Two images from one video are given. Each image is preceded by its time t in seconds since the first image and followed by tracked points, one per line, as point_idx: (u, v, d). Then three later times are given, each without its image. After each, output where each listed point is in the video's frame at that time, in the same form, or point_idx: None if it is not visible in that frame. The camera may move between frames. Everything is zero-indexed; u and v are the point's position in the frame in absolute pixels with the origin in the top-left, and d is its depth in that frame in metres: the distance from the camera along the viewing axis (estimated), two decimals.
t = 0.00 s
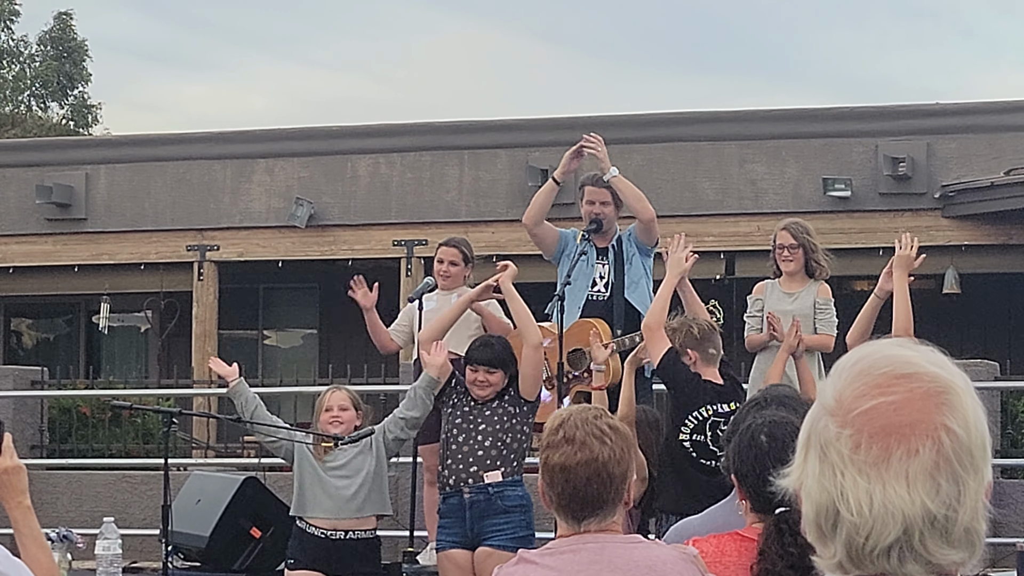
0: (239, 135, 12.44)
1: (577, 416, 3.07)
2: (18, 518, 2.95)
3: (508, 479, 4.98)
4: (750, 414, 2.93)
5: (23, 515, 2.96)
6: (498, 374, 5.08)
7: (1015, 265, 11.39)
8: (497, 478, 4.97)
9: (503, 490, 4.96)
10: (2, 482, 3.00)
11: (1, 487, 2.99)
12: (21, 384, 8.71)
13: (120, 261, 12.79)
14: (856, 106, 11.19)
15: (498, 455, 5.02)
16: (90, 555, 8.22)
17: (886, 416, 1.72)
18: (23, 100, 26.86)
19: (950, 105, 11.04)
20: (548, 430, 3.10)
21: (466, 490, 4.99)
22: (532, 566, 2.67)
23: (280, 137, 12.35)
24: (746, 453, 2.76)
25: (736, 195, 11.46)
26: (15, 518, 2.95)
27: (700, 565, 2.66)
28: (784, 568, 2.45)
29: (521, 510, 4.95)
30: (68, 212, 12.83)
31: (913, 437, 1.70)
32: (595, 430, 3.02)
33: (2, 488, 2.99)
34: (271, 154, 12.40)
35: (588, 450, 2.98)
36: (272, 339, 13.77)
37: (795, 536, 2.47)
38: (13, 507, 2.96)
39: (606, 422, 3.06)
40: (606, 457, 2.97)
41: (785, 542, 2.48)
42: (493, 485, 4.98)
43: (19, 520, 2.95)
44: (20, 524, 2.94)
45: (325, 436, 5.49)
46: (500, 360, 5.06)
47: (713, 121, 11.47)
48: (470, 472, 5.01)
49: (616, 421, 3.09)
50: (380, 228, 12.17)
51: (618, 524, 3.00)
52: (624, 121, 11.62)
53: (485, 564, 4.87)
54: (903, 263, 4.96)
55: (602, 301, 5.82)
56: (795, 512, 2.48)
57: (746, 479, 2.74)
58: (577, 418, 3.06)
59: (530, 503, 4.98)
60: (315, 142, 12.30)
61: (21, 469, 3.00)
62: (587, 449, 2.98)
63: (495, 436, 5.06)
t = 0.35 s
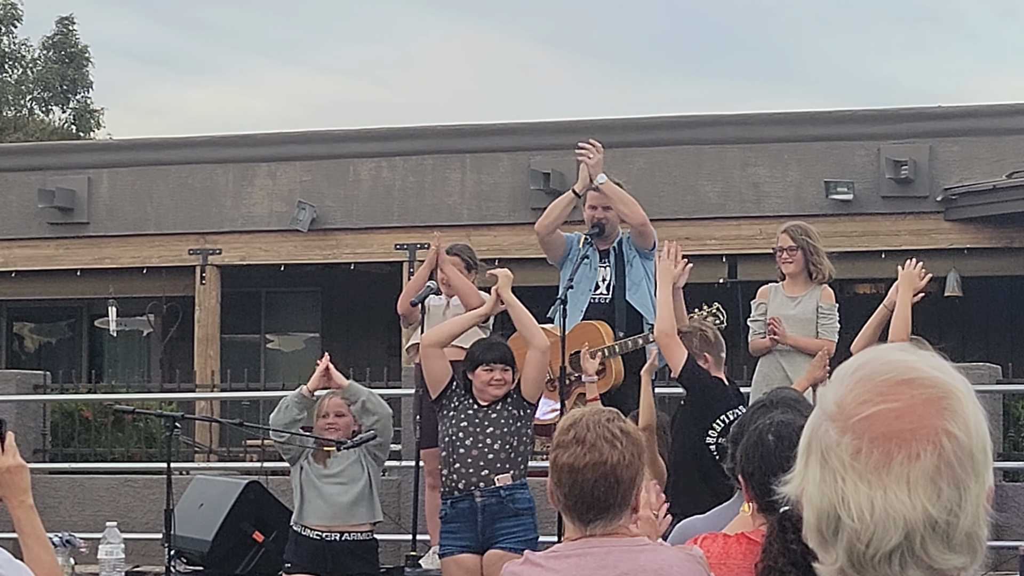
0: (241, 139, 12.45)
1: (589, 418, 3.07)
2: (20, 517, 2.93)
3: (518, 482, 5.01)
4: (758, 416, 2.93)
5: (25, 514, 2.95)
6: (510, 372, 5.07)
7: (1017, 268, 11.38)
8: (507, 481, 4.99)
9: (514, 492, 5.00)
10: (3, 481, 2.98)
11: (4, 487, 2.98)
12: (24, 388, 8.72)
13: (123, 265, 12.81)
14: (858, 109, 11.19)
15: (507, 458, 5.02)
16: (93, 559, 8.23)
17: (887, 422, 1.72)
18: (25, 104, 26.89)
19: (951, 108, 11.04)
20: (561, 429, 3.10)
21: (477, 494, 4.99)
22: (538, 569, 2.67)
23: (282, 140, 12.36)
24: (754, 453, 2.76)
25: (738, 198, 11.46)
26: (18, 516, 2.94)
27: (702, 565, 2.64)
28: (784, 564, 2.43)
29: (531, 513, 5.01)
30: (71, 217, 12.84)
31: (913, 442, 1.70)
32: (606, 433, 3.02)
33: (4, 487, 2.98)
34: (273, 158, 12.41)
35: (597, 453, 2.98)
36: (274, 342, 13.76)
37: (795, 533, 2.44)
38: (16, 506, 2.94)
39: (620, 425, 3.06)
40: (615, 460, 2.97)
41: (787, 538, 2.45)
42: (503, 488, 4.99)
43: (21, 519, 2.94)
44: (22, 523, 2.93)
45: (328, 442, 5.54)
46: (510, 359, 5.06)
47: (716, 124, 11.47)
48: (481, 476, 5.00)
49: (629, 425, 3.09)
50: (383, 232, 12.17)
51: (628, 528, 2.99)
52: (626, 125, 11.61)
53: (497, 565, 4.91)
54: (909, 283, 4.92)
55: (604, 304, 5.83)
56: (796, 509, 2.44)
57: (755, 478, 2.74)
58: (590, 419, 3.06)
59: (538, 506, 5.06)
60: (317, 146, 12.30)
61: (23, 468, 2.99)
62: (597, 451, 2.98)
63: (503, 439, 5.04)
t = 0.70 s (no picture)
0: (244, 141, 12.46)
1: (593, 416, 3.07)
2: (24, 516, 2.93)
3: (521, 482, 5.01)
4: (760, 416, 2.94)
5: (29, 512, 2.94)
6: (506, 371, 5.08)
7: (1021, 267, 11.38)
8: (511, 482, 5.00)
9: (517, 493, 5.00)
10: (7, 479, 2.98)
11: (7, 485, 2.97)
12: (27, 390, 8.73)
13: (126, 266, 12.82)
14: (861, 110, 11.18)
15: (511, 459, 5.03)
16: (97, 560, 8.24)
17: (906, 419, 1.70)
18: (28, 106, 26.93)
19: (954, 108, 11.03)
20: (564, 428, 3.10)
21: (482, 495, 4.99)
22: (545, 571, 2.67)
23: (285, 142, 12.36)
24: (757, 454, 2.75)
25: (740, 199, 11.46)
26: (21, 513, 2.94)
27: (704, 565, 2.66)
28: (796, 565, 2.45)
29: (534, 514, 5.01)
30: (74, 219, 12.86)
31: (933, 438, 1.69)
32: (610, 431, 3.01)
33: (8, 486, 2.98)
34: (276, 159, 12.42)
35: (600, 451, 2.97)
36: (278, 344, 13.77)
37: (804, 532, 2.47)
38: (19, 504, 2.94)
39: (624, 423, 3.06)
40: (618, 458, 2.97)
41: (796, 539, 2.47)
42: (507, 488, 4.99)
43: (26, 518, 2.93)
44: (26, 523, 2.92)
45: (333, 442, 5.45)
46: (509, 359, 5.09)
47: (718, 125, 11.47)
48: (485, 476, 5.00)
49: (632, 423, 3.09)
50: (386, 233, 12.18)
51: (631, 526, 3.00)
52: (628, 126, 11.62)
53: (501, 564, 4.89)
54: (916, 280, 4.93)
55: (608, 304, 5.83)
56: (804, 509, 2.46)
57: (758, 480, 2.73)
58: (593, 417, 3.06)
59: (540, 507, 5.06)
60: (319, 147, 12.30)
61: (27, 467, 2.99)
62: (599, 449, 2.98)
63: (506, 440, 5.06)
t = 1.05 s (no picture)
0: (245, 143, 12.47)
1: (589, 420, 3.08)
2: (24, 515, 2.93)
3: (509, 483, 5.00)
4: (760, 419, 2.95)
5: (29, 511, 2.94)
6: (496, 371, 5.07)
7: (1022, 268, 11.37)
8: (497, 482, 4.98)
9: (504, 493, 4.98)
10: (6, 479, 2.97)
11: (7, 485, 2.97)
12: (29, 393, 8.73)
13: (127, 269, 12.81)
14: (862, 111, 11.19)
15: (498, 460, 5.02)
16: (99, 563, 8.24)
17: (911, 417, 1.70)
18: (29, 109, 26.96)
19: (955, 110, 11.03)
20: (561, 433, 3.11)
21: (467, 495, 5.00)
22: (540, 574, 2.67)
23: (286, 144, 12.37)
24: (765, 455, 2.76)
25: (742, 201, 11.45)
26: (21, 513, 2.93)
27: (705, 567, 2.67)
28: (810, 565, 2.46)
29: (521, 513, 4.99)
30: (75, 221, 12.86)
31: (937, 436, 1.69)
32: (606, 434, 3.02)
33: (8, 485, 2.97)
34: (277, 162, 12.42)
35: (598, 454, 2.98)
36: (279, 346, 13.77)
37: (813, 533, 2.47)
38: (19, 504, 2.94)
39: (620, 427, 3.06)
40: (616, 461, 2.97)
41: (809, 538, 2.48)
42: (492, 488, 4.98)
43: (26, 517, 2.93)
44: (26, 522, 2.92)
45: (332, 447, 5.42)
46: (499, 359, 5.07)
47: (719, 127, 11.47)
48: (470, 477, 5.01)
49: (628, 426, 3.09)
50: (387, 235, 12.18)
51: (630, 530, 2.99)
52: (630, 128, 11.62)
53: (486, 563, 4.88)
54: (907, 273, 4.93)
55: (609, 307, 5.85)
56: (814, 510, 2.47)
57: (766, 481, 2.74)
58: (589, 422, 3.07)
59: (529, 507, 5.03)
60: (320, 149, 12.31)
61: (27, 467, 2.99)
62: (598, 452, 2.98)
63: (494, 441, 5.05)
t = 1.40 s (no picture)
0: (247, 145, 12.47)
1: (586, 423, 3.08)
2: (26, 511, 2.93)
3: (497, 482, 5.01)
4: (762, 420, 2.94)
5: (32, 507, 2.94)
6: (485, 375, 5.05)
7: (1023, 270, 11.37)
8: (484, 481, 4.98)
9: (492, 491, 5.00)
10: (9, 474, 2.97)
11: (10, 481, 2.96)
12: (31, 395, 8.74)
13: (129, 271, 12.81)
14: (864, 113, 11.18)
15: (486, 459, 5.02)
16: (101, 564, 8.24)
17: (908, 420, 1.70)
18: (32, 110, 27.02)
19: (957, 111, 11.03)
20: (558, 436, 3.11)
21: (455, 495, 5.03)
22: None
23: (288, 146, 12.37)
24: (763, 456, 2.74)
25: (743, 202, 11.45)
26: (25, 510, 2.94)
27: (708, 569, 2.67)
28: (809, 568, 2.45)
29: (509, 511, 4.99)
30: (77, 223, 12.87)
31: (933, 440, 1.69)
32: (604, 437, 3.02)
33: (10, 481, 2.97)
34: (279, 164, 12.43)
35: (596, 458, 2.98)
36: (281, 348, 13.77)
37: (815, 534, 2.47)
38: (23, 500, 2.94)
39: (618, 430, 3.06)
40: (615, 464, 2.97)
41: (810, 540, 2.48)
42: (479, 488, 4.99)
43: (28, 513, 2.93)
44: (30, 519, 2.92)
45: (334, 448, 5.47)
46: (488, 362, 5.04)
47: (721, 128, 11.47)
48: (458, 477, 5.02)
49: (627, 428, 3.09)
50: (389, 237, 12.19)
51: (630, 532, 2.99)
52: (632, 129, 11.63)
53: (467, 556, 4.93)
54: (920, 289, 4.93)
55: (611, 310, 5.87)
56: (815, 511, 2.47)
57: (764, 482, 2.73)
58: (586, 424, 3.07)
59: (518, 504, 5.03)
60: (322, 151, 12.31)
61: (29, 463, 2.98)
62: (596, 456, 2.98)
63: (482, 440, 5.03)
